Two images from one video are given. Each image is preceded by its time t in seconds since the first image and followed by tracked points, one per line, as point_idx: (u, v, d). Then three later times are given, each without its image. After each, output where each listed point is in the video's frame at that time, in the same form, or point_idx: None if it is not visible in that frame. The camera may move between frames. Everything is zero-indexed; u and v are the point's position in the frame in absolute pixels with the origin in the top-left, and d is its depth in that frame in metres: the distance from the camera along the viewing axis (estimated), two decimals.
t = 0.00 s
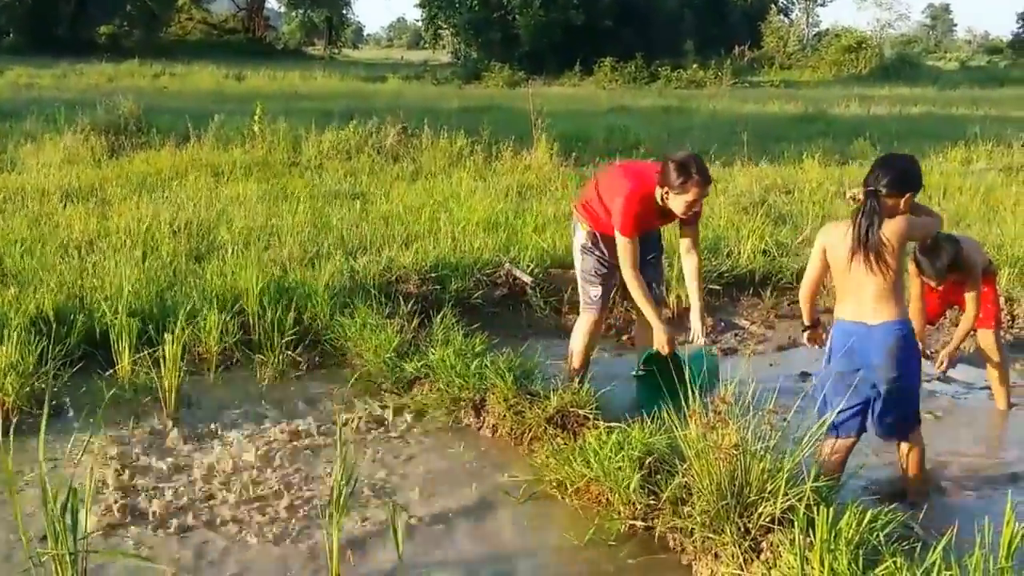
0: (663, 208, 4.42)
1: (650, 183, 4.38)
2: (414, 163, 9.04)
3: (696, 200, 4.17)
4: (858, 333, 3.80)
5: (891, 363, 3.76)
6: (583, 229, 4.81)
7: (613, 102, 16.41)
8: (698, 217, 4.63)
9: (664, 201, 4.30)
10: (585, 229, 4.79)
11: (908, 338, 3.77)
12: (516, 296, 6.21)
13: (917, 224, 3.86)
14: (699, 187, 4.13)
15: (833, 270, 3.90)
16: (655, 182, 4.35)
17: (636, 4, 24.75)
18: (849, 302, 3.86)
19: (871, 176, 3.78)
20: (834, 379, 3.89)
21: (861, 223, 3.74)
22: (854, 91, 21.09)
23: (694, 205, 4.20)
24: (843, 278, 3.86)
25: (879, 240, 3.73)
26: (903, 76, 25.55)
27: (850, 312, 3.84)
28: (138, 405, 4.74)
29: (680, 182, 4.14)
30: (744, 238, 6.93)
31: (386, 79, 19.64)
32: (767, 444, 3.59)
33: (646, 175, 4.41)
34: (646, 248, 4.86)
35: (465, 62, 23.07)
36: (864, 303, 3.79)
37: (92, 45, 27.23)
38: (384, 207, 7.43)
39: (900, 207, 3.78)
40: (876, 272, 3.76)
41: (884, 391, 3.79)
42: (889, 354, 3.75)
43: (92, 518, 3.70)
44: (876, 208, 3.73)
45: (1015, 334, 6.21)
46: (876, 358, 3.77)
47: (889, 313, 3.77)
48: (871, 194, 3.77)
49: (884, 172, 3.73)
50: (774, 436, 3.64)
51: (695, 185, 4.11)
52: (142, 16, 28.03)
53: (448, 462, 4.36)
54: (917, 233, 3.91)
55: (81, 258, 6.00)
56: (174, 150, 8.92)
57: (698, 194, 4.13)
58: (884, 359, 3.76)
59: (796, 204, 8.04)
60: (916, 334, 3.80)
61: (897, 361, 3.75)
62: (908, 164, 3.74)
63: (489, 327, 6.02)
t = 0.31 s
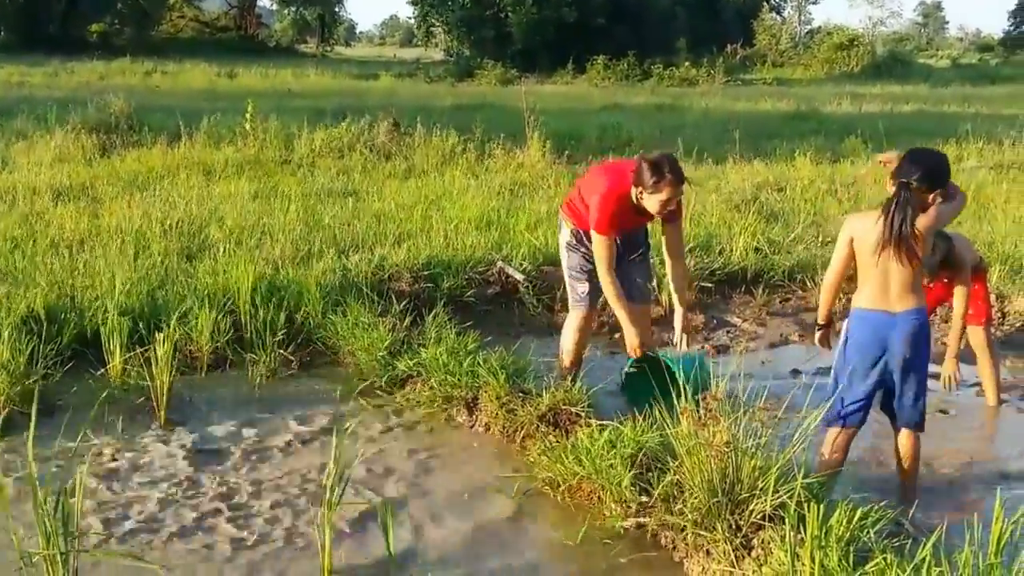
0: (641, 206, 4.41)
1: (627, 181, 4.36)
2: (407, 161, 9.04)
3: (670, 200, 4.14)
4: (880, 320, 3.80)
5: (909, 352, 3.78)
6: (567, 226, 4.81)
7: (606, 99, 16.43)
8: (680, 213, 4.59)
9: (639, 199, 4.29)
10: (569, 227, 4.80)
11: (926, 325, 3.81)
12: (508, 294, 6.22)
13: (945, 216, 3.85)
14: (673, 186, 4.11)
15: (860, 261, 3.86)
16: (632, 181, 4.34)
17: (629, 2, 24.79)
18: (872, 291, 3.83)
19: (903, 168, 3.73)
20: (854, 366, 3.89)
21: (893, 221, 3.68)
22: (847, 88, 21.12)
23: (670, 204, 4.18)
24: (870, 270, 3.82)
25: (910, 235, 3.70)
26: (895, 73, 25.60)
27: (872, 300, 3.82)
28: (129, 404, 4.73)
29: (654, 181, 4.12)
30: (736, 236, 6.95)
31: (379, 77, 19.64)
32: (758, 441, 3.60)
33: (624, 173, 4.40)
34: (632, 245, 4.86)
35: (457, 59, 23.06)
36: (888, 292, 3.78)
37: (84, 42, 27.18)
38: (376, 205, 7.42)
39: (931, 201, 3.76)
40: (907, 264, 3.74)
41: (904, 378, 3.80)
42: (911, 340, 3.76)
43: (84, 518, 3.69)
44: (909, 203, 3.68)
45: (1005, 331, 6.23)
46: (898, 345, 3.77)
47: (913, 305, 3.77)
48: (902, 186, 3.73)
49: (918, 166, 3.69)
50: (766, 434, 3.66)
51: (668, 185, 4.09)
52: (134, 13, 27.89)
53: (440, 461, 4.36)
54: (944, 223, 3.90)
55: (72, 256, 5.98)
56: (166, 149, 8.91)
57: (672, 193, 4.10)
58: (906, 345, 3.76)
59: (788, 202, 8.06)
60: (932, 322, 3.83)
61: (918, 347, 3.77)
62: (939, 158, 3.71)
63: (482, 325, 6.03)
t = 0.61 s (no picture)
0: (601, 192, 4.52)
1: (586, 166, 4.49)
2: (397, 160, 9.03)
3: (627, 183, 4.23)
4: (893, 313, 3.80)
5: (917, 345, 3.81)
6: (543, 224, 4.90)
7: (596, 98, 16.42)
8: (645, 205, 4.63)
9: (598, 185, 4.38)
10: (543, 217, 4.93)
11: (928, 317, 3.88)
12: (498, 293, 6.24)
13: (947, 214, 3.90)
14: (629, 168, 4.19)
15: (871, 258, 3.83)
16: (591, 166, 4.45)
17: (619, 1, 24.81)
18: (884, 286, 3.81)
19: (908, 163, 3.76)
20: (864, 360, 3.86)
21: (908, 216, 3.70)
22: (836, 87, 21.18)
23: (628, 188, 4.25)
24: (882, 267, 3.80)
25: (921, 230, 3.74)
26: (884, 71, 25.68)
27: (884, 293, 3.81)
28: (118, 404, 4.72)
29: (610, 164, 4.23)
30: (725, 234, 6.97)
31: (369, 75, 19.62)
32: (746, 439, 3.62)
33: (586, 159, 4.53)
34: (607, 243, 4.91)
35: (447, 57, 23.05)
36: (901, 286, 3.79)
37: (72, 41, 27.08)
38: (365, 203, 7.42)
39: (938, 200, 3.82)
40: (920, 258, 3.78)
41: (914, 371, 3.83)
42: (920, 332, 3.81)
43: (72, 517, 3.68)
44: (922, 197, 3.71)
45: (993, 329, 6.26)
46: (909, 337, 3.80)
47: (920, 300, 3.82)
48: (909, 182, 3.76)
49: (925, 161, 3.73)
50: (753, 432, 3.67)
51: (623, 166, 4.18)
52: (123, 11, 27.77)
53: (429, 460, 4.36)
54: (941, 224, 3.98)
55: (60, 255, 5.97)
56: (154, 147, 8.89)
57: (627, 175, 4.19)
58: (916, 337, 3.80)
59: (777, 200, 8.09)
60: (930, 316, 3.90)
61: (925, 339, 3.83)
62: (944, 156, 3.76)
63: (471, 323, 6.03)
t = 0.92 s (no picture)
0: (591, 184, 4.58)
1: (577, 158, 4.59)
2: (386, 160, 9.02)
3: (618, 169, 4.31)
4: (877, 312, 3.84)
5: (898, 345, 3.84)
6: (534, 223, 4.89)
7: (585, 98, 16.41)
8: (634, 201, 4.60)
9: (589, 173, 4.46)
10: (535, 223, 4.88)
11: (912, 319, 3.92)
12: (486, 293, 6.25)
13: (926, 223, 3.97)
14: (621, 154, 4.28)
15: (856, 256, 3.84)
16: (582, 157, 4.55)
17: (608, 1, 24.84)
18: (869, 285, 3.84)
19: (884, 164, 3.87)
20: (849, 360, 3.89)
21: (890, 215, 3.77)
22: (824, 87, 21.23)
23: (620, 174, 4.32)
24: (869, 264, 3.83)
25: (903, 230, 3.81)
26: (872, 71, 25.75)
27: (868, 293, 3.86)
28: (105, 404, 4.71)
29: (601, 151, 4.31)
30: (713, 234, 6.99)
31: (358, 75, 19.57)
32: (733, 438, 3.64)
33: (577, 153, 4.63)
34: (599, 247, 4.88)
35: (437, 57, 23.03)
36: (885, 285, 3.84)
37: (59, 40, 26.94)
38: (354, 203, 7.43)
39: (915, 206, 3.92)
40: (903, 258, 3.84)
41: (898, 371, 3.85)
42: (904, 333, 3.84)
43: (58, 518, 3.67)
44: (902, 196, 3.80)
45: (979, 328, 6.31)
46: (892, 337, 3.84)
47: (902, 301, 3.86)
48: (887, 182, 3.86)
49: (901, 160, 3.85)
50: (741, 431, 3.69)
51: (615, 151, 4.27)
52: (111, 11, 27.66)
53: (417, 460, 4.36)
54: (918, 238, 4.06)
55: (47, 255, 5.94)
56: (142, 147, 8.86)
57: (620, 160, 4.27)
58: (900, 337, 3.84)
59: (765, 200, 8.12)
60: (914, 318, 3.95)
61: (909, 340, 3.86)
62: (915, 163, 3.89)
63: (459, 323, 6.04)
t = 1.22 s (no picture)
0: (598, 192, 4.54)
1: (584, 168, 4.50)
2: (374, 160, 9.01)
3: (629, 183, 4.26)
4: (831, 316, 3.86)
5: (855, 348, 3.85)
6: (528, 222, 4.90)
7: (574, 98, 16.42)
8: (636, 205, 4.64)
9: (598, 183, 4.40)
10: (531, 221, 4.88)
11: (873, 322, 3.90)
12: (475, 293, 6.25)
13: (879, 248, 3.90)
14: (632, 169, 4.23)
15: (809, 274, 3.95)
16: (591, 166, 4.47)
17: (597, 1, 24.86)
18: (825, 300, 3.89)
19: (833, 193, 3.79)
20: (805, 362, 3.94)
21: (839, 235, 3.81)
22: (812, 88, 21.29)
23: (629, 188, 4.29)
24: (821, 267, 3.89)
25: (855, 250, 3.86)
26: (860, 72, 25.83)
27: (824, 297, 3.88)
28: (92, 404, 4.69)
29: (613, 163, 4.25)
30: (701, 234, 7.01)
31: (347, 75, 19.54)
32: (719, 438, 3.66)
33: (582, 160, 4.54)
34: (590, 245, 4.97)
35: (426, 57, 23.01)
36: (839, 290, 3.86)
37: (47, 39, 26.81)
38: (342, 203, 7.42)
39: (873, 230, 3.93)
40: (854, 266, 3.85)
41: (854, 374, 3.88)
42: (859, 337, 3.84)
43: (44, 518, 3.66)
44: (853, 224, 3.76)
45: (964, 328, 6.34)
46: (846, 341, 3.85)
47: (858, 307, 3.85)
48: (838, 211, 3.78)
49: (850, 191, 3.75)
50: (727, 431, 3.70)
51: (627, 167, 4.21)
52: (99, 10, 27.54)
53: (405, 460, 4.36)
54: (889, 279, 4.04)
55: (34, 255, 5.92)
56: (130, 147, 8.83)
57: (631, 175, 4.22)
58: (854, 342, 3.84)
59: (753, 201, 8.15)
60: (878, 322, 3.93)
61: (866, 344, 3.86)
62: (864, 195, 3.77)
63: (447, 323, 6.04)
